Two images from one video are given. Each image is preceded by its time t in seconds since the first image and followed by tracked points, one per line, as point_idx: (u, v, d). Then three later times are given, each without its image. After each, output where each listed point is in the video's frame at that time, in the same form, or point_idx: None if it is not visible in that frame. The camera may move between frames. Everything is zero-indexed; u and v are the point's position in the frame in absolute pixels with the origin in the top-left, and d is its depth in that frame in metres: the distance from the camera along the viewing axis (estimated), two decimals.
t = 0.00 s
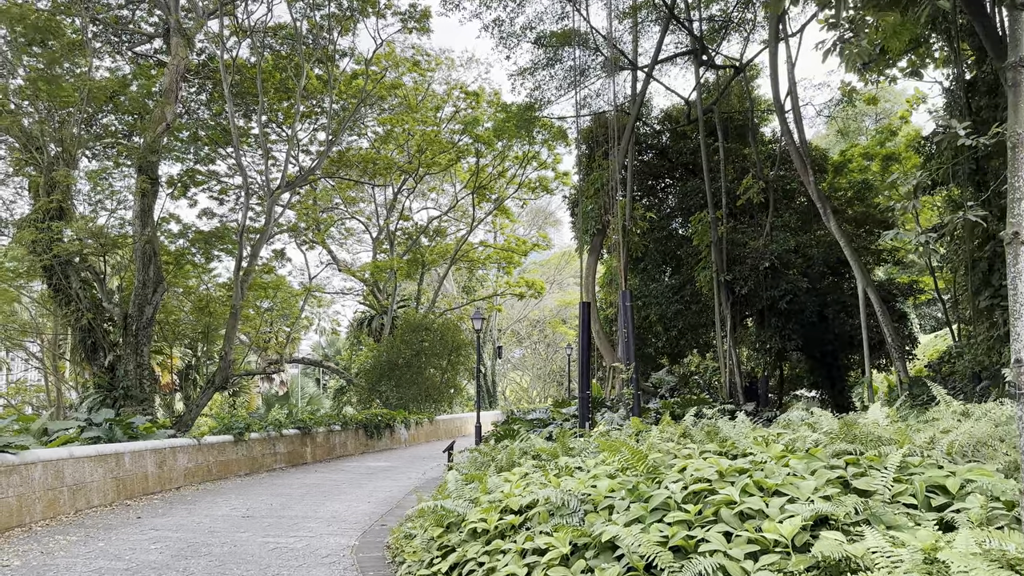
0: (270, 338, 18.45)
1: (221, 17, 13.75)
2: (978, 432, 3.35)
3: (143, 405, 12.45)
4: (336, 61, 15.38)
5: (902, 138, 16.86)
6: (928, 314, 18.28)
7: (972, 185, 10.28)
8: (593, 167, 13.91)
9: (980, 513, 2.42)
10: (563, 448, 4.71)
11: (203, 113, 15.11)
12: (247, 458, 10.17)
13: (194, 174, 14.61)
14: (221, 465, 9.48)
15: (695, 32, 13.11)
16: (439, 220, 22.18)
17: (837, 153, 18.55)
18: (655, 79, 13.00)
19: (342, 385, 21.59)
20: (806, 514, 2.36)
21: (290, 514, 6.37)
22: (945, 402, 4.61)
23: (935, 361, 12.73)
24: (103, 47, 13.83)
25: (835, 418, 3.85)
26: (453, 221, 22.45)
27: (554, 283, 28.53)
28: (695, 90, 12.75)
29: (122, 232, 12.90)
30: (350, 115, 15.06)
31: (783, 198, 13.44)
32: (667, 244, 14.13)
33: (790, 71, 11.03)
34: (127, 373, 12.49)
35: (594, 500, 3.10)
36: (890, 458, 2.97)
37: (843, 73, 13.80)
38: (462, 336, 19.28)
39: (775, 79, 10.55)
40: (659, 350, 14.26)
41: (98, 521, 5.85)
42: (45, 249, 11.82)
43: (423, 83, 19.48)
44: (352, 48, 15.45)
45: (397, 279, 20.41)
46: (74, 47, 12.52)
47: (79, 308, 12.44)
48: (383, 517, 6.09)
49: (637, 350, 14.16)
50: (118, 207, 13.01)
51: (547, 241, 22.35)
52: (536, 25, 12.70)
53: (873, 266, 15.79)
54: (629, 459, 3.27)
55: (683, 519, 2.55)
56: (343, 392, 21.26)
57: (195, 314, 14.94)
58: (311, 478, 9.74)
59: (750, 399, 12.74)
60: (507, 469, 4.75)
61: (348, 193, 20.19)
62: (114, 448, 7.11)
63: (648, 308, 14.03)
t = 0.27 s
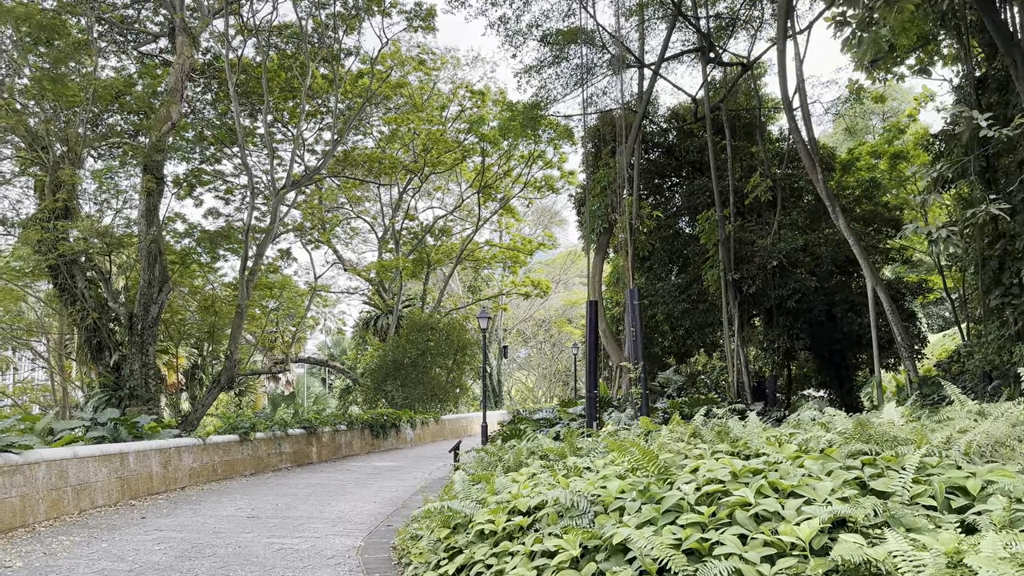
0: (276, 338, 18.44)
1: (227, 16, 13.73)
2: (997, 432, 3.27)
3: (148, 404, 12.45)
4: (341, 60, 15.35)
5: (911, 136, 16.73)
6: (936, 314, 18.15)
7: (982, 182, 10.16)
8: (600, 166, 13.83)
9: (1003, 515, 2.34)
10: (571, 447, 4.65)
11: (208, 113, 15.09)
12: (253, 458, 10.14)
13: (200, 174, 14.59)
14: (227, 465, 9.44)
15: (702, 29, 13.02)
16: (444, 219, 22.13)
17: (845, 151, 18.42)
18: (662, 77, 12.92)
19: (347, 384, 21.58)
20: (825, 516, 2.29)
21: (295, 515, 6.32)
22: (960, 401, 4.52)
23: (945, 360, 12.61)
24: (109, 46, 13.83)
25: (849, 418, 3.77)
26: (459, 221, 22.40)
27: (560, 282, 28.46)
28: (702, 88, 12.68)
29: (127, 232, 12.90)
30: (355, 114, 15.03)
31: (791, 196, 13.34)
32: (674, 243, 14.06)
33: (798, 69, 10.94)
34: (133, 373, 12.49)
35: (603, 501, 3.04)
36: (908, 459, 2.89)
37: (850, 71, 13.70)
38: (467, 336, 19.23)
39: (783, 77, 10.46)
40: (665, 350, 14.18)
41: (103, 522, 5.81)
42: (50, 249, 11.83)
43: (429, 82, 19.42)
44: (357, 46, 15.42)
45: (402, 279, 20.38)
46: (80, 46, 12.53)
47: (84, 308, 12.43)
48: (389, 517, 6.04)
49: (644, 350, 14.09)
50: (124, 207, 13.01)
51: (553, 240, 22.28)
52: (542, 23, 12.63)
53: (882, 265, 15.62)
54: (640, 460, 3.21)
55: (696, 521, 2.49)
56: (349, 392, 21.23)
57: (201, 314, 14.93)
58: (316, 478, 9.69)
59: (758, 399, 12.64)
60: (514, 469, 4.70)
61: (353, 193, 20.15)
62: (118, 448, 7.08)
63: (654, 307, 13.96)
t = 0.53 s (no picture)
0: (281, 337, 18.41)
1: (231, 15, 13.71)
2: (1017, 433, 3.19)
3: (152, 404, 12.40)
4: (346, 59, 15.31)
5: (918, 134, 16.60)
6: (942, 313, 18.04)
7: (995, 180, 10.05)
8: (606, 165, 13.76)
9: None
10: (580, 448, 4.58)
11: (213, 112, 15.06)
12: (258, 458, 10.10)
13: (205, 174, 14.57)
14: (232, 465, 9.40)
15: (709, 27, 12.94)
16: (449, 219, 22.06)
17: (852, 150, 18.31)
18: (668, 75, 12.84)
19: (352, 384, 21.53)
20: (845, 518, 2.22)
21: (300, 516, 6.27)
22: (975, 402, 4.43)
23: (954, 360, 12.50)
24: (113, 46, 13.82)
25: (863, 419, 3.69)
26: (464, 220, 22.32)
27: (564, 282, 28.37)
28: (709, 86, 12.59)
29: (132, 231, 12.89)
30: (360, 114, 14.98)
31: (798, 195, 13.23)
32: (680, 243, 13.98)
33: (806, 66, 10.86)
34: (137, 372, 12.48)
35: (615, 502, 2.97)
36: (929, 460, 2.81)
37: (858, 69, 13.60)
38: (472, 336, 19.15)
39: (790, 74, 10.38)
40: (671, 349, 14.11)
41: (106, 522, 5.77)
42: (54, 248, 11.81)
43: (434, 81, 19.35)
44: (362, 45, 15.38)
45: (407, 279, 20.33)
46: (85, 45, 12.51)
47: (89, 307, 12.42)
48: (394, 518, 5.98)
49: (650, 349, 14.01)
50: (129, 206, 12.97)
51: (558, 240, 22.21)
52: (548, 21, 12.56)
53: (890, 264, 15.46)
54: (651, 460, 3.15)
55: (713, 524, 2.42)
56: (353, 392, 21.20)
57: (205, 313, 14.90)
58: (321, 478, 9.64)
59: (765, 399, 12.55)
60: (522, 469, 4.63)
61: (358, 192, 20.11)
62: (122, 448, 7.04)
63: (661, 307, 13.87)
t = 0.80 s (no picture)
0: (285, 338, 18.36)
1: (234, 14, 13.68)
2: None
3: (155, 405, 12.40)
4: (349, 58, 15.26)
5: (925, 133, 16.49)
6: (948, 313, 17.91)
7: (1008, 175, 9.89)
8: (610, 164, 13.68)
9: None
10: (586, 449, 4.52)
11: (216, 112, 15.03)
12: (260, 459, 10.05)
13: (208, 173, 14.53)
14: (234, 465, 9.35)
15: (714, 25, 12.86)
16: (452, 219, 21.99)
17: (858, 149, 18.20)
18: (673, 73, 12.77)
19: (355, 384, 21.49)
20: (865, 523, 2.15)
21: (303, 517, 6.21)
22: (990, 402, 4.35)
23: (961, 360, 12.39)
24: (117, 45, 13.80)
25: (877, 420, 3.62)
26: (467, 220, 22.25)
27: (568, 282, 28.30)
28: (714, 84, 12.50)
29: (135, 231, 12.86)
30: (363, 113, 14.93)
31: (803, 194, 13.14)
32: (684, 242, 13.90)
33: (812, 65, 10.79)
34: (140, 372, 12.45)
35: (624, 505, 2.90)
36: (948, 462, 2.73)
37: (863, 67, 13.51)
38: (476, 336, 19.09)
39: (797, 73, 10.30)
40: (676, 349, 14.03)
41: (107, 524, 5.72)
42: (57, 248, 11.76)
43: (437, 81, 19.29)
44: (365, 45, 15.32)
45: (410, 278, 20.27)
46: (88, 45, 12.48)
47: (91, 307, 12.38)
48: (398, 520, 5.91)
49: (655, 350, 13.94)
50: (132, 206, 12.93)
51: (562, 239, 22.12)
52: (552, 19, 12.50)
53: (896, 263, 15.34)
54: (661, 462, 3.08)
55: (726, 529, 2.35)
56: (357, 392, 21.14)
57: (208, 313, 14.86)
58: (324, 479, 9.58)
59: (770, 399, 12.47)
60: (528, 471, 4.56)
61: (361, 192, 20.07)
62: (124, 449, 6.99)
63: (665, 307, 13.79)
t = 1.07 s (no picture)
0: (287, 337, 18.32)
1: (236, 13, 13.63)
2: None
3: (156, 404, 12.38)
4: (351, 57, 15.22)
5: (929, 132, 16.40)
6: (952, 313, 17.82)
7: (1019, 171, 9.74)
8: (613, 162, 13.61)
9: None
10: (590, 450, 4.46)
11: (217, 111, 14.99)
12: (262, 459, 10.00)
13: (210, 173, 14.49)
14: (235, 465, 9.30)
15: (718, 23, 12.78)
16: (454, 218, 21.93)
17: (861, 147, 18.12)
18: (677, 72, 12.70)
19: (357, 384, 21.42)
20: (881, 527, 2.08)
21: (304, 518, 6.16)
22: (1002, 402, 4.27)
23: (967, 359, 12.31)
24: (118, 44, 13.78)
25: (887, 421, 3.55)
26: (470, 220, 22.18)
27: (570, 282, 28.23)
28: (718, 82, 12.43)
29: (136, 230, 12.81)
30: (365, 112, 14.87)
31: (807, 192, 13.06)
32: (688, 241, 13.82)
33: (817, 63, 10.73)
34: (141, 372, 12.41)
35: (631, 507, 2.84)
36: (963, 463, 2.66)
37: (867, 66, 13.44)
38: (478, 335, 19.03)
39: (801, 71, 10.23)
40: (679, 349, 13.96)
41: (106, 525, 5.66)
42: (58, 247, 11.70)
43: (439, 80, 19.23)
44: (367, 43, 15.27)
45: (412, 278, 20.21)
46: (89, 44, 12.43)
47: (93, 307, 12.33)
48: (400, 521, 5.85)
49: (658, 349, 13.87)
50: (134, 205, 12.87)
51: (564, 239, 22.04)
52: (555, 17, 12.43)
53: (901, 262, 15.25)
54: (667, 463, 3.01)
55: (737, 532, 2.28)
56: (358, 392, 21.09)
57: (208, 312, 14.79)
58: (325, 479, 9.52)
59: (775, 399, 12.39)
60: (532, 472, 4.50)
61: (363, 192, 20.01)
62: (123, 449, 6.94)
63: (668, 306, 13.72)
